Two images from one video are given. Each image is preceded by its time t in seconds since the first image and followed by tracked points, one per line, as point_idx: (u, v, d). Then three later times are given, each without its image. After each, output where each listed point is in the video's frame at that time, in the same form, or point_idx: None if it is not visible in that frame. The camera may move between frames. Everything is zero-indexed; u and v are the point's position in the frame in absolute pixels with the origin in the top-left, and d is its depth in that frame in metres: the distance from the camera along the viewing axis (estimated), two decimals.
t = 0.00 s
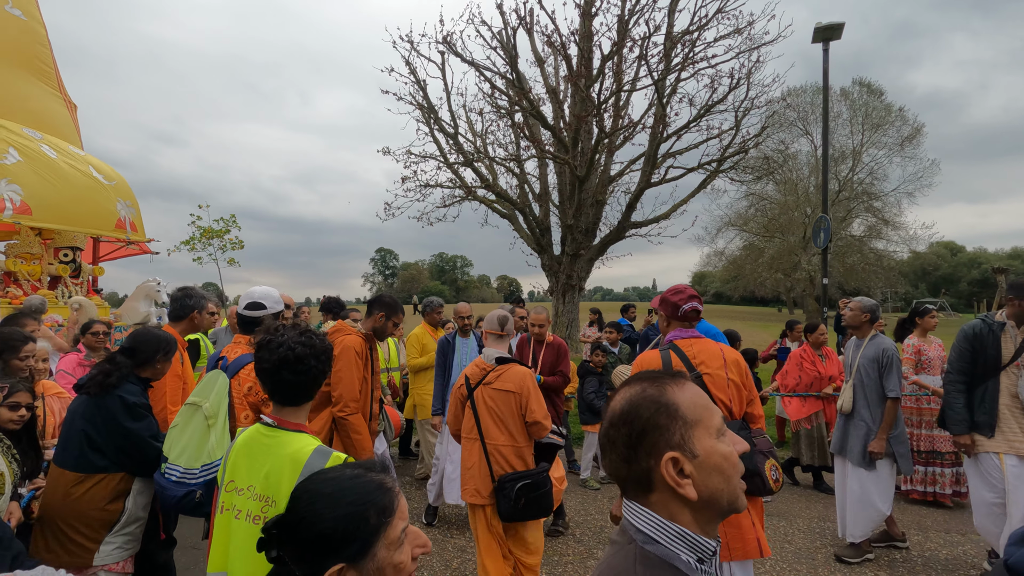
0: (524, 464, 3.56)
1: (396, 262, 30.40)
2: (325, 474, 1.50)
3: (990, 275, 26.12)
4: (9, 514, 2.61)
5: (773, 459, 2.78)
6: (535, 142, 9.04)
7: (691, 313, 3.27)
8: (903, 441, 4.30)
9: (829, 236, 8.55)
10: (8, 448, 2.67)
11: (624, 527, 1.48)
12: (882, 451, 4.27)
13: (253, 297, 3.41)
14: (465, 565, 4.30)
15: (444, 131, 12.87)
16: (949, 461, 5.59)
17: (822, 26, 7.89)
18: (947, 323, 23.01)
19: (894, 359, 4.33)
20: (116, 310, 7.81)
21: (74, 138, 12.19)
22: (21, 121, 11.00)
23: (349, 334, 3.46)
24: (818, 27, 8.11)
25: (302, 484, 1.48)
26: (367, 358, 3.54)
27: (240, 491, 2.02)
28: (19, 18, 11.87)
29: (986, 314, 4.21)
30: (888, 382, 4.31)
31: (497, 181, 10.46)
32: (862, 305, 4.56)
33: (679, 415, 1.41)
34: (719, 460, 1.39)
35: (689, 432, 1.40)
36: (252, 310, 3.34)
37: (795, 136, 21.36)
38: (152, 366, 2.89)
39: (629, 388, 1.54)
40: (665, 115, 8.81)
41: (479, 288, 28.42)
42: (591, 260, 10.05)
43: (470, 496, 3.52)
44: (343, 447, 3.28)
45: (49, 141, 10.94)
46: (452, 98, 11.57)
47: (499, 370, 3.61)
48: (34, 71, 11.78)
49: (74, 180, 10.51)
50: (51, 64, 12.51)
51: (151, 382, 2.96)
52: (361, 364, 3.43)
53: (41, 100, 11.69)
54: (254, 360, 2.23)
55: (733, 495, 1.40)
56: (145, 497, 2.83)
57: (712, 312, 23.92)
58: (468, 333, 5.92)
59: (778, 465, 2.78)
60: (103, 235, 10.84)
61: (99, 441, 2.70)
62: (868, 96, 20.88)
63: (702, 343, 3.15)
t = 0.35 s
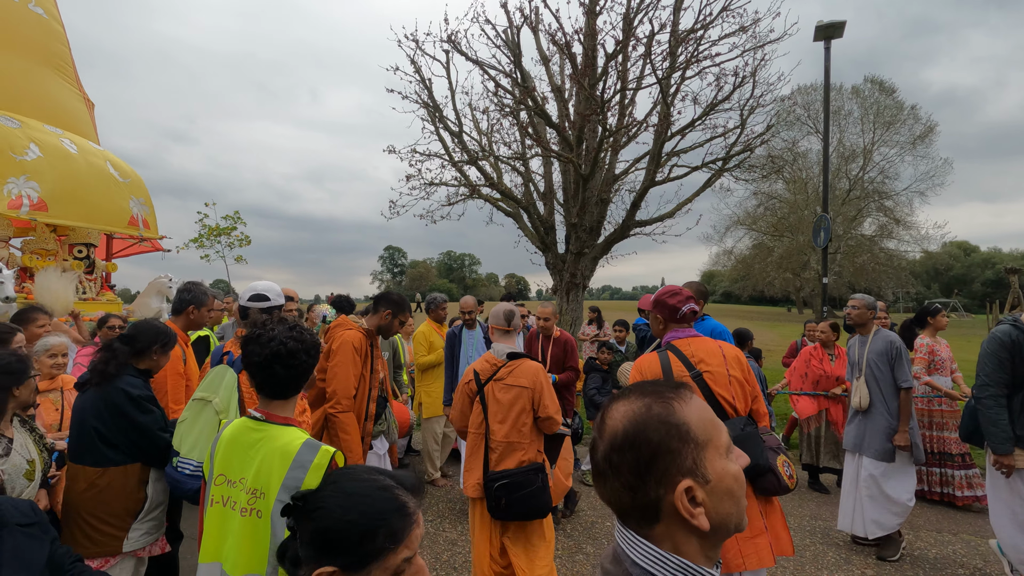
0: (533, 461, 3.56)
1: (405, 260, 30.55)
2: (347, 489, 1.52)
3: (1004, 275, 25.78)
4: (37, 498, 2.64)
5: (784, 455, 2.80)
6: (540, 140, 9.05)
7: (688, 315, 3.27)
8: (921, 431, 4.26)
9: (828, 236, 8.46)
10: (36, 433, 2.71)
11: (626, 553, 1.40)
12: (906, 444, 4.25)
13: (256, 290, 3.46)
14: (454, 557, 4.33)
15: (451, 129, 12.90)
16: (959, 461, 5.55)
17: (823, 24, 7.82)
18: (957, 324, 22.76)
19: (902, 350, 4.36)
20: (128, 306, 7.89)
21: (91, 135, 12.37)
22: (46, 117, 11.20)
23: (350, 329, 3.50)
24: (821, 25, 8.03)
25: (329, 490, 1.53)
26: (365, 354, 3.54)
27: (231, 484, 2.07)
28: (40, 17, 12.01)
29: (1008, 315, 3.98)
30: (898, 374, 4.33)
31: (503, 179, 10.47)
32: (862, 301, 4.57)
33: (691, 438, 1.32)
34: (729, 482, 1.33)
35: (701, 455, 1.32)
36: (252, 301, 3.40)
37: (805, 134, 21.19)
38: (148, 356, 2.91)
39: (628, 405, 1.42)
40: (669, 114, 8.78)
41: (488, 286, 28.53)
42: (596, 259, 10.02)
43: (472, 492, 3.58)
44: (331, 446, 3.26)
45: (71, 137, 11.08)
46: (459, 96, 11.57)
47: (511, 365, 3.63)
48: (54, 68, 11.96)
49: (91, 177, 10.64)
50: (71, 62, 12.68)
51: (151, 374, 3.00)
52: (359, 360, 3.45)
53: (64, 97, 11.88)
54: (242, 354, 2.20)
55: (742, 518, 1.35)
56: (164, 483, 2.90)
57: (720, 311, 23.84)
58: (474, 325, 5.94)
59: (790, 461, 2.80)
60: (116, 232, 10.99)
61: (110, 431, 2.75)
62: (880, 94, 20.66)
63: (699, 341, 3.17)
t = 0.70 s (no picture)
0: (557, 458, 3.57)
1: (416, 258, 30.66)
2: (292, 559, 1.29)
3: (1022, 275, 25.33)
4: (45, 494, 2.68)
5: (808, 459, 2.77)
6: (547, 138, 9.02)
7: (719, 308, 3.24)
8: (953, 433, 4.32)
9: (835, 234, 8.33)
10: (48, 431, 2.77)
11: None
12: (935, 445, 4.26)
13: (284, 285, 3.50)
14: (449, 555, 4.35)
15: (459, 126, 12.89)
16: (980, 466, 5.47)
17: (831, 20, 7.70)
18: (974, 325, 22.38)
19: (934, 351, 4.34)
20: (140, 303, 7.99)
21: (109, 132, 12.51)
22: (69, 116, 11.42)
23: (364, 329, 3.53)
24: (829, 20, 7.92)
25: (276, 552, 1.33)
26: (382, 352, 3.59)
27: (223, 482, 2.11)
28: (57, 16, 12.16)
29: None
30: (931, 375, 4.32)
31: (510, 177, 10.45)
32: (884, 301, 4.52)
33: (750, 482, 1.04)
34: (792, 535, 1.07)
35: (762, 503, 1.05)
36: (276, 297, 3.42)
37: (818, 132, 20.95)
38: (163, 353, 2.94)
39: (666, 434, 1.10)
40: (678, 112, 8.70)
41: (498, 283, 28.64)
42: (603, 257, 9.94)
43: (505, 490, 3.54)
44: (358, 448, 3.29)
45: (89, 135, 11.19)
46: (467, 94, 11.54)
47: (536, 361, 3.63)
48: (70, 66, 12.09)
49: (107, 174, 10.79)
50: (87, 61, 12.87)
51: (167, 372, 3.04)
52: (376, 357, 3.49)
53: (82, 95, 12.07)
54: (237, 353, 2.21)
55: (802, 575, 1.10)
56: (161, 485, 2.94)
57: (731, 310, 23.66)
58: (488, 322, 5.94)
59: (815, 465, 2.77)
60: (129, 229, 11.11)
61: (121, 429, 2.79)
62: (896, 90, 20.35)
63: (728, 339, 3.14)
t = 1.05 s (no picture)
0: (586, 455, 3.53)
1: (439, 257, 30.84)
2: None
3: None
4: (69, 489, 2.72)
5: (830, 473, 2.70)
6: (566, 135, 8.95)
7: (742, 313, 3.18)
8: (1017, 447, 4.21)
9: (863, 231, 8.11)
10: (61, 426, 2.83)
11: None
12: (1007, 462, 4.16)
13: (292, 286, 3.54)
14: (453, 553, 4.37)
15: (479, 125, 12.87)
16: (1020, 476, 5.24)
17: (857, 9, 7.48)
18: (1016, 327, 21.50)
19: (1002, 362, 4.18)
20: (165, 300, 8.19)
21: (131, 132, 12.87)
22: (92, 116, 11.79)
23: (395, 326, 3.56)
24: (855, 10, 7.69)
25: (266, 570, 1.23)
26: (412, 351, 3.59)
27: (235, 474, 2.13)
28: (83, 19, 12.53)
29: None
30: (996, 385, 4.17)
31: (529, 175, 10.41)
32: (950, 304, 4.34)
33: (830, 497, 0.99)
34: (880, 561, 1.01)
35: (844, 524, 1.00)
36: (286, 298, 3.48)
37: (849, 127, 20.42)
38: (194, 347, 2.99)
39: (736, 438, 1.07)
40: (700, 107, 8.55)
41: (519, 282, 28.64)
42: (623, 256, 9.83)
43: (527, 486, 3.54)
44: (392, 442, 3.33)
45: (111, 134, 11.72)
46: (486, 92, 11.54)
47: (562, 361, 3.60)
48: (94, 68, 12.50)
49: (130, 173, 11.11)
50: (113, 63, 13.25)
51: (198, 364, 3.08)
52: (408, 357, 3.50)
53: (106, 96, 12.45)
54: (250, 352, 2.24)
55: None
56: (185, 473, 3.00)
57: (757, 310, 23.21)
58: (512, 322, 5.92)
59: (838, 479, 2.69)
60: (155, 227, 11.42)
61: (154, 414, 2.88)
62: (931, 83, 19.74)
63: (748, 342, 3.06)
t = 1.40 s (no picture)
0: (592, 463, 3.50)
1: (448, 256, 30.85)
2: (328, 548, 1.25)
3: None
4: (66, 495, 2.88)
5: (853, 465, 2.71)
6: (572, 133, 8.90)
7: (762, 305, 3.13)
8: None
9: (869, 229, 8.01)
10: (52, 429, 2.84)
11: None
12: None
13: (282, 284, 3.53)
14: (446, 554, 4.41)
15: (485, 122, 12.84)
16: None
17: (864, 4, 7.38)
18: None
19: None
20: (171, 299, 8.25)
21: (132, 130, 13.02)
22: (92, 114, 11.92)
23: (394, 325, 3.53)
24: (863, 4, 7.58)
25: (312, 542, 1.29)
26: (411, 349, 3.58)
27: (241, 470, 2.14)
28: (86, 16, 12.68)
29: None
30: None
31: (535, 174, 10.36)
32: (989, 305, 4.23)
33: (837, 464, 1.01)
34: (888, 528, 1.00)
35: (850, 489, 1.00)
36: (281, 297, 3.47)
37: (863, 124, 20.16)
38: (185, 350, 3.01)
39: (744, 415, 1.10)
40: (708, 105, 8.47)
41: (528, 282, 28.62)
42: (629, 255, 9.75)
43: (546, 498, 3.50)
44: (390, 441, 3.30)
45: (113, 133, 11.82)
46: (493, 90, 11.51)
47: (577, 366, 3.57)
48: (95, 65, 12.65)
49: (132, 172, 11.21)
50: (115, 62, 13.39)
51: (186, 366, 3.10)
52: (406, 356, 3.49)
53: (106, 96, 12.59)
54: (252, 346, 2.23)
55: None
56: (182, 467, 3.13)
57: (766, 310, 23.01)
58: (515, 324, 5.89)
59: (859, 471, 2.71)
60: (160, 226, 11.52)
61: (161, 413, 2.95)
62: (947, 80, 19.47)
63: (769, 337, 3.03)
